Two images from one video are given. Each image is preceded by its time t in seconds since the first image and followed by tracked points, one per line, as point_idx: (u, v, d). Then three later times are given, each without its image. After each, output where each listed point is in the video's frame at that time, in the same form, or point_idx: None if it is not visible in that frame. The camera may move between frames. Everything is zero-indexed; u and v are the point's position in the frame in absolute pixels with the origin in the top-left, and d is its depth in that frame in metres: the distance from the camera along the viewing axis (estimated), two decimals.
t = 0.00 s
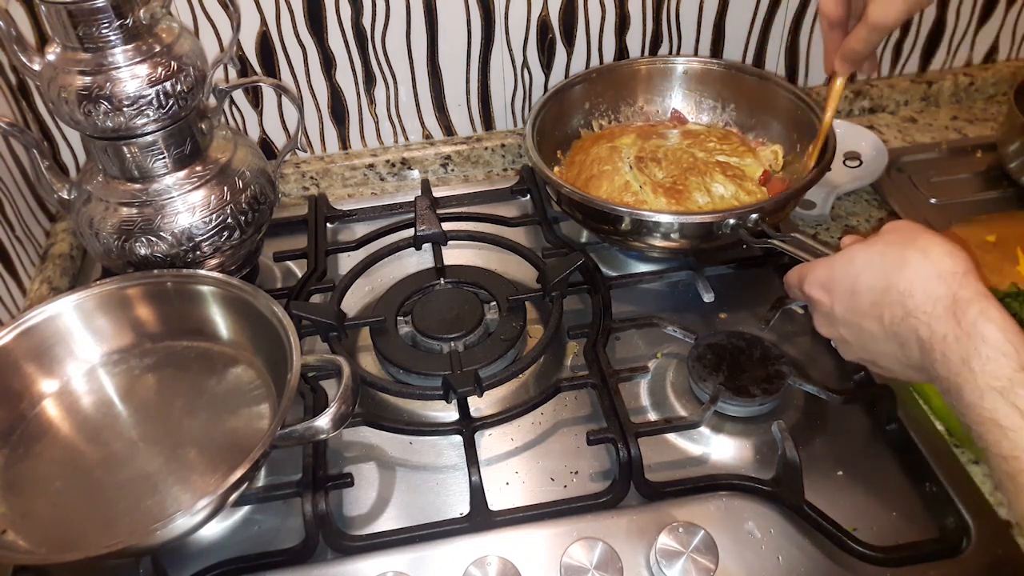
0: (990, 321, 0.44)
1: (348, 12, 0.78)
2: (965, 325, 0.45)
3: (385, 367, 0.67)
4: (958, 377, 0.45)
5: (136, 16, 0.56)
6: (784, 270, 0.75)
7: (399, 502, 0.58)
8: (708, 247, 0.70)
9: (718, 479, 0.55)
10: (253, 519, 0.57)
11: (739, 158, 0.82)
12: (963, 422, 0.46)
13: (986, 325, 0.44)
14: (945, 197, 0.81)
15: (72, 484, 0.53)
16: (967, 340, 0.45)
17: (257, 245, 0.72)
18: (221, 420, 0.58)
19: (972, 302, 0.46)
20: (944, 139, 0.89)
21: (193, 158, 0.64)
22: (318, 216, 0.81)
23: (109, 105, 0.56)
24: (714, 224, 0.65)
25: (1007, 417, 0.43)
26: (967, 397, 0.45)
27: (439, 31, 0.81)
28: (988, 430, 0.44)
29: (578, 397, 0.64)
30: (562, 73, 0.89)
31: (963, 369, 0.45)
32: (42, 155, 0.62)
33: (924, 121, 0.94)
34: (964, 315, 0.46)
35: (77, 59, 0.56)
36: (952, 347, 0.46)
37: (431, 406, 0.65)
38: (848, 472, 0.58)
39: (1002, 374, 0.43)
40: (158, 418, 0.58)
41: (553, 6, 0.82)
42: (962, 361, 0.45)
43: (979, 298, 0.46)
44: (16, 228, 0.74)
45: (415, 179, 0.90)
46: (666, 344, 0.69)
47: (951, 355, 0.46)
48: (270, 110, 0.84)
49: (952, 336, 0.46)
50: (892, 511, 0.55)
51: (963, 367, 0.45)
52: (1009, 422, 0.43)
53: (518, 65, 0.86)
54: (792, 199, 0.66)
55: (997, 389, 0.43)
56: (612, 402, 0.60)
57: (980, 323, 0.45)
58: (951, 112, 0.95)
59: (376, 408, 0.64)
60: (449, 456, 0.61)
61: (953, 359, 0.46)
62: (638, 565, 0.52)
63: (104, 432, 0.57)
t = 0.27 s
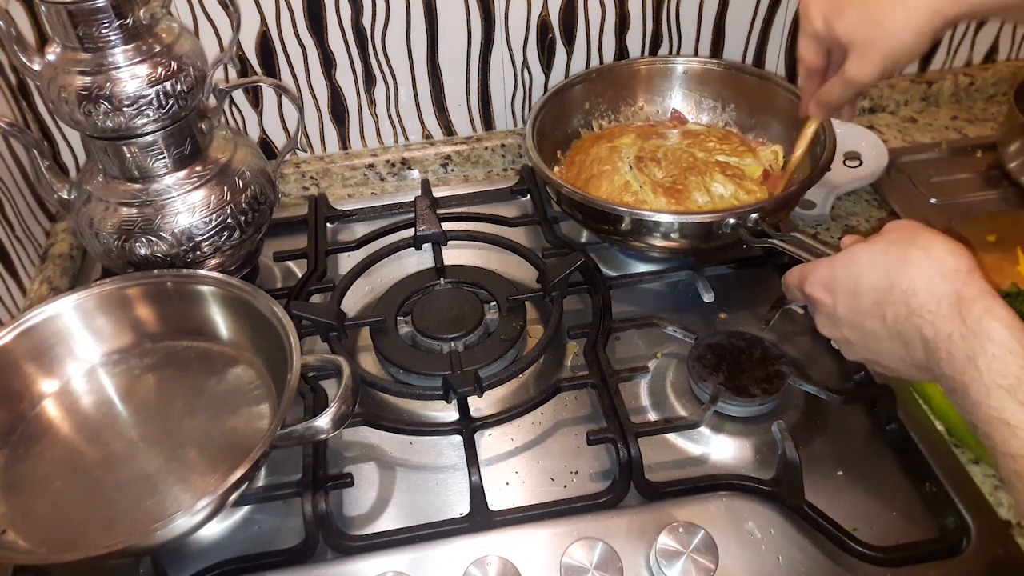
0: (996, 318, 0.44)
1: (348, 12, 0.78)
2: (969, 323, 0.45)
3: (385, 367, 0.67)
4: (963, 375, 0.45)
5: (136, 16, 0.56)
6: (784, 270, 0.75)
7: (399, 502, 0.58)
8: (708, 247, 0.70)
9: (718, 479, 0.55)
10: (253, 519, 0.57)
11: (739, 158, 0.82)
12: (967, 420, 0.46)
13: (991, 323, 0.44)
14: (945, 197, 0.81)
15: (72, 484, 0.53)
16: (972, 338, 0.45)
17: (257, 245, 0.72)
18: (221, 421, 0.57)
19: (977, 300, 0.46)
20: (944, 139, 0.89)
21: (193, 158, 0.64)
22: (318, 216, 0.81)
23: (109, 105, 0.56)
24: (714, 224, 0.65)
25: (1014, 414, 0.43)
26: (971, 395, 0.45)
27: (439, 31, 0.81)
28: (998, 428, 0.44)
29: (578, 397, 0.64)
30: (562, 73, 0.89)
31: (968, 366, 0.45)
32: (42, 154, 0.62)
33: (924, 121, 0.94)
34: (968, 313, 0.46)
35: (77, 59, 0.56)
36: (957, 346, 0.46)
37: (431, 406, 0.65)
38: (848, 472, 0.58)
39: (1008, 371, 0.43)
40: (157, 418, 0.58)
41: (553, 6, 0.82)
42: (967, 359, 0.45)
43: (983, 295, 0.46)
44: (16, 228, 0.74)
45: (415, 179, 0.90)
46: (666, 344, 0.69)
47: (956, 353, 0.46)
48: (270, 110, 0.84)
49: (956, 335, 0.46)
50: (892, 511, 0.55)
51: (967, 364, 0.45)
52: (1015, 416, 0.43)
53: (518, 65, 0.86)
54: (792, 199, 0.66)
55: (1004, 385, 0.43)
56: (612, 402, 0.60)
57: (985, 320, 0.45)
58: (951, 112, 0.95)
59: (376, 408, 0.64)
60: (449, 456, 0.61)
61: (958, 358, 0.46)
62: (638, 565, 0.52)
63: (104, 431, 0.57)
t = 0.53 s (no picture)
0: (992, 322, 0.44)
1: (348, 12, 0.78)
2: (967, 328, 0.45)
3: (385, 367, 0.67)
4: (960, 380, 0.45)
5: (136, 16, 0.56)
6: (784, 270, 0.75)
7: (399, 502, 0.58)
8: (708, 247, 0.70)
9: (718, 479, 0.56)
10: (253, 519, 0.57)
11: (739, 158, 0.82)
12: (965, 422, 0.46)
13: (988, 327, 0.44)
14: (945, 197, 0.81)
15: (72, 485, 0.53)
16: (969, 342, 0.45)
17: (257, 245, 0.72)
18: (221, 420, 0.57)
19: (975, 304, 0.46)
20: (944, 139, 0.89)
21: (193, 158, 0.64)
22: (318, 216, 0.81)
23: (109, 105, 0.56)
24: (714, 224, 0.65)
25: (1008, 419, 0.43)
26: (968, 398, 0.45)
27: (439, 31, 0.81)
28: (990, 432, 0.44)
29: (578, 397, 0.64)
30: (562, 73, 0.89)
31: (965, 370, 0.45)
32: (42, 154, 0.62)
33: (924, 121, 0.94)
34: (966, 317, 0.46)
35: (77, 59, 0.56)
36: (955, 350, 0.46)
37: (431, 406, 0.65)
38: (848, 472, 0.58)
39: (1004, 375, 0.43)
40: (157, 418, 0.58)
41: (553, 6, 0.82)
42: (964, 363, 0.45)
43: (982, 299, 0.46)
44: (16, 228, 0.74)
45: (415, 179, 0.90)
46: (666, 344, 0.69)
47: (954, 357, 0.46)
48: (270, 110, 0.84)
49: (954, 338, 0.46)
50: (892, 511, 0.55)
51: (965, 368, 0.45)
52: (1010, 422, 0.43)
53: (518, 65, 0.86)
54: (792, 200, 0.66)
55: (999, 390, 0.43)
56: (612, 402, 0.60)
57: (982, 324, 0.45)
58: (951, 112, 0.95)
59: (376, 408, 0.64)
60: (449, 456, 0.61)
61: (955, 361, 0.46)
62: (638, 565, 0.52)
63: (104, 431, 0.57)
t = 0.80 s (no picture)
0: (997, 325, 0.44)
1: (348, 12, 0.78)
2: (971, 330, 0.45)
3: (385, 367, 0.67)
4: (962, 381, 0.45)
5: (136, 16, 0.56)
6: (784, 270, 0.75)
7: (399, 502, 0.58)
8: (708, 247, 0.70)
9: (718, 479, 0.56)
10: (253, 519, 0.57)
11: (734, 153, 0.82)
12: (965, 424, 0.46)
13: (992, 330, 0.44)
14: (945, 197, 0.81)
15: (72, 484, 0.53)
16: (973, 344, 0.45)
17: (257, 245, 0.72)
18: (221, 421, 0.57)
19: (981, 306, 0.45)
20: (944, 139, 0.89)
21: (193, 158, 0.64)
22: (318, 216, 0.81)
23: (109, 105, 0.56)
24: (714, 224, 0.65)
25: (1007, 421, 0.43)
26: (968, 400, 0.45)
27: (439, 31, 0.81)
28: (989, 433, 0.44)
29: (578, 397, 0.64)
30: (562, 73, 0.89)
31: (967, 372, 0.45)
32: (42, 154, 0.62)
33: (924, 121, 0.94)
34: (970, 319, 0.45)
35: (77, 59, 0.56)
36: (958, 352, 0.46)
37: (431, 406, 0.65)
38: (848, 472, 0.58)
39: (1004, 375, 0.43)
40: (157, 418, 0.58)
41: (553, 6, 0.82)
42: (967, 365, 0.45)
43: (987, 301, 0.46)
44: (16, 228, 0.74)
45: (415, 179, 0.90)
46: (666, 344, 0.69)
47: (957, 358, 0.46)
48: (270, 110, 0.84)
49: (958, 340, 0.46)
50: (892, 511, 0.55)
51: (967, 370, 0.45)
52: (1008, 425, 0.43)
53: (518, 65, 0.86)
54: (792, 200, 0.66)
55: (999, 393, 0.43)
56: (612, 402, 0.60)
57: (987, 327, 0.44)
58: (951, 112, 0.95)
59: (376, 408, 0.64)
60: (449, 456, 0.61)
61: (958, 363, 0.46)
62: (638, 565, 0.52)
63: (104, 431, 0.57)
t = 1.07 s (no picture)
0: (997, 324, 0.44)
1: (348, 12, 0.78)
2: (970, 328, 0.45)
3: (385, 367, 0.67)
4: (960, 379, 0.45)
5: (136, 16, 0.56)
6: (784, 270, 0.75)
7: (399, 502, 0.58)
8: (708, 247, 0.70)
9: (718, 479, 0.56)
10: (253, 519, 0.57)
11: (736, 155, 0.83)
12: (963, 423, 0.46)
13: (992, 329, 0.44)
14: (945, 197, 0.81)
15: (72, 484, 0.53)
16: (972, 342, 0.45)
17: (257, 245, 0.72)
18: (221, 421, 0.57)
19: (980, 304, 0.45)
20: (944, 139, 0.89)
21: (193, 158, 0.64)
22: (318, 216, 0.81)
23: (109, 105, 0.56)
24: (714, 224, 0.65)
25: (1004, 420, 0.43)
26: (966, 398, 0.45)
27: (439, 31, 0.81)
28: (986, 432, 0.44)
29: (578, 397, 0.64)
30: (562, 73, 0.89)
31: (965, 370, 0.45)
32: (42, 154, 0.62)
33: (924, 121, 0.94)
34: (969, 318, 0.45)
35: (77, 59, 0.56)
36: (957, 350, 0.45)
37: (431, 407, 0.65)
38: (848, 472, 0.58)
39: (1004, 375, 0.43)
40: (157, 418, 0.58)
41: (553, 6, 0.82)
42: (965, 363, 0.45)
43: (987, 300, 0.46)
44: (16, 228, 0.74)
45: (415, 179, 0.90)
46: (666, 344, 0.69)
47: (955, 357, 0.46)
48: (270, 110, 0.84)
49: (957, 338, 0.46)
50: (892, 511, 0.55)
51: (965, 368, 0.45)
52: (1004, 423, 0.43)
53: (518, 65, 0.86)
54: (792, 201, 0.66)
55: (997, 391, 0.43)
56: (612, 402, 0.60)
57: (988, 326, 0.44)
58: (951, 112, 0.95)
59: (376, 408, 0.64)
60: (449, 456, 0.61)
61: (956, 361, 0.45)
62: (638, 565, 0.52)
63: (104, 432, 0.57)
